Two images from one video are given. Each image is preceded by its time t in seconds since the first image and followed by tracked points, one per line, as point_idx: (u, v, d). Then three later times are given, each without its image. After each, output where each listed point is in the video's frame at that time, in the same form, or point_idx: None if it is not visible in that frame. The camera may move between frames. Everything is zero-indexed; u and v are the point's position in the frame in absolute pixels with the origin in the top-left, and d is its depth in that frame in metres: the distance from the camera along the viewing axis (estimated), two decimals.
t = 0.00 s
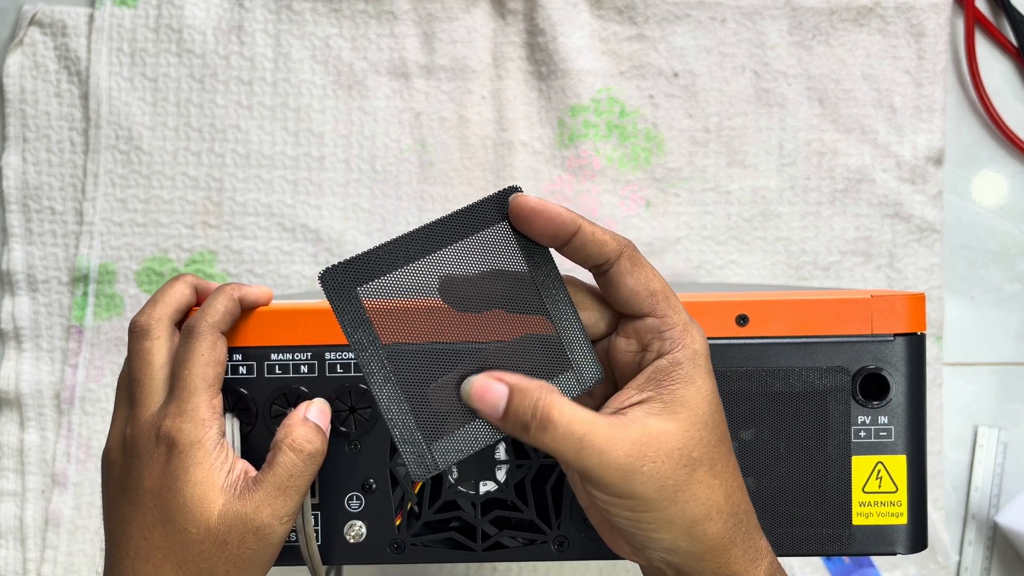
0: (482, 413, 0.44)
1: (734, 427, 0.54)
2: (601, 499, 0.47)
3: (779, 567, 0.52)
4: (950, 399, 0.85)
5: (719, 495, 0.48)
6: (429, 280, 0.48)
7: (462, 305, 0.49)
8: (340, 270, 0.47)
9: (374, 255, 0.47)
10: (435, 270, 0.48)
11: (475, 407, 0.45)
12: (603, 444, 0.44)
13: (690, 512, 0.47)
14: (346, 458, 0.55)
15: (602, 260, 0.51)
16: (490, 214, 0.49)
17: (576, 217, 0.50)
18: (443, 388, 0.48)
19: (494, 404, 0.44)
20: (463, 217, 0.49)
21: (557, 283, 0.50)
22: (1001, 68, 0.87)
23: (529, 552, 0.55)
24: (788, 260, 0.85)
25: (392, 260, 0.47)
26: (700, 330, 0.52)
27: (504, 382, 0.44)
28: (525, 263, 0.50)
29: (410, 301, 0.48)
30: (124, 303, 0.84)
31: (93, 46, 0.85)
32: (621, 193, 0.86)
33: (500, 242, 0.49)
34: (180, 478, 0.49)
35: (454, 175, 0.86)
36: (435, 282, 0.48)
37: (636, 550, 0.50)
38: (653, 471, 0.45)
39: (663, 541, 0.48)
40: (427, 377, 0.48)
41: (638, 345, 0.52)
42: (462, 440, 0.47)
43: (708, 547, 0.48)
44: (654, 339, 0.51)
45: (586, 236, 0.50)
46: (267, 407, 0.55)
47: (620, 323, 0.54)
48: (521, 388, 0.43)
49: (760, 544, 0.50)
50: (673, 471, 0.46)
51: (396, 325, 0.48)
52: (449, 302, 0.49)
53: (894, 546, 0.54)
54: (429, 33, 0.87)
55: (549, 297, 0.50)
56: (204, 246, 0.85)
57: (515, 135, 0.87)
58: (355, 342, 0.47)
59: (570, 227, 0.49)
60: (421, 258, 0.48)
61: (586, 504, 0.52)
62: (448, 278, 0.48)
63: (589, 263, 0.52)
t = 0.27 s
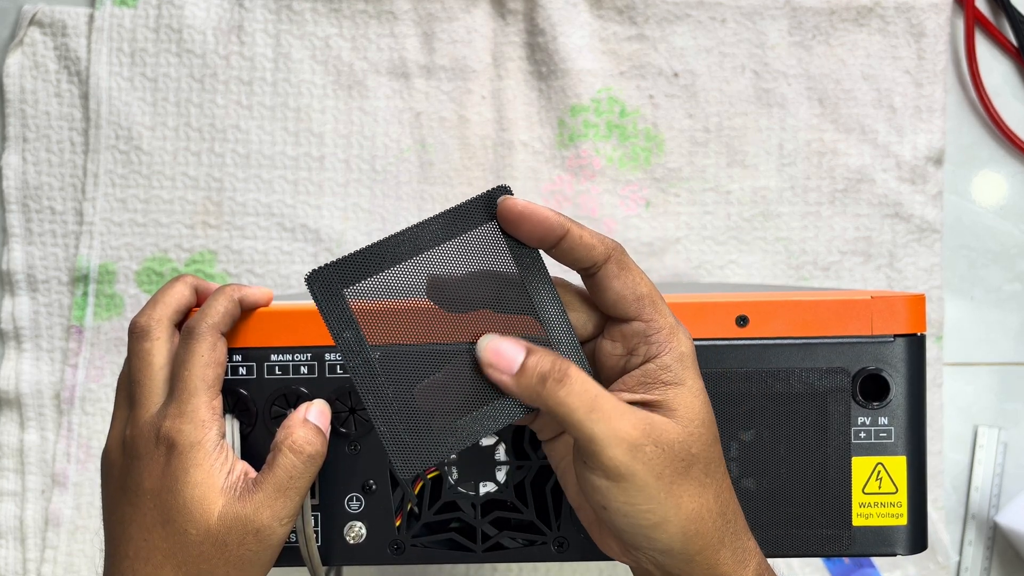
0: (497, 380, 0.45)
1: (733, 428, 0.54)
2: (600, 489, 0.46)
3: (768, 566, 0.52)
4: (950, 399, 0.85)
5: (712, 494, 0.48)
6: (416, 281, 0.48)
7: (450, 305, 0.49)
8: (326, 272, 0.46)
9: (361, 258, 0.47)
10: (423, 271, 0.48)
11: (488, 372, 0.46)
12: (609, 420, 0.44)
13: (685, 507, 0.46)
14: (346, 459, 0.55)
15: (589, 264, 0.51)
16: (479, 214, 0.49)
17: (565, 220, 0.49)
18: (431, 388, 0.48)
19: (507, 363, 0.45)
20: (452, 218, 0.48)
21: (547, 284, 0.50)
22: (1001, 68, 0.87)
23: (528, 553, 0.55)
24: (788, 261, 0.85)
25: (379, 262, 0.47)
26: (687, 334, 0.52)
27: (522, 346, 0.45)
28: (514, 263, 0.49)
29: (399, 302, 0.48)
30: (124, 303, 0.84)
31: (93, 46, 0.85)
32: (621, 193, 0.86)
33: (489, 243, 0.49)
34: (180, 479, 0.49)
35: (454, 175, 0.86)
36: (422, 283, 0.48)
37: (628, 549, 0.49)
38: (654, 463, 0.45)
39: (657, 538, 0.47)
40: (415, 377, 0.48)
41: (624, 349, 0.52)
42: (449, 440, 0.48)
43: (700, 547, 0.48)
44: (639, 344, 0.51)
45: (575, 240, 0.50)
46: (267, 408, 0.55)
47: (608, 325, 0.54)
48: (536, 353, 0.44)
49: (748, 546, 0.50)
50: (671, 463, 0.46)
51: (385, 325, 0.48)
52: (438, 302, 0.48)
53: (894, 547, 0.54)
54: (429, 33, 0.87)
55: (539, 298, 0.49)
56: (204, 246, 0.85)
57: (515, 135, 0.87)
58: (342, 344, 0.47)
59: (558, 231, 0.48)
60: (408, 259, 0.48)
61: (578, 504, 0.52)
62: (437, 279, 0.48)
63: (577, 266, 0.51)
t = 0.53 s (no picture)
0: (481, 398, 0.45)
1: (733, 427, 0.54)
2: (582, 499, 0.47)
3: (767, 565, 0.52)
4: (950, 399, 0.85)
5: (701, 501, 0.48)
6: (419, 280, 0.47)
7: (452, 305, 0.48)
8: (325, 274, 0.46)
9: (360, 258, 0.46)
10: (426, 271, 0.47)
11: (472, 391, 0.46)
12: (588, 438, 0.44)
13: (671, 515, 0.47)
14: (346, 458, 0.55)
15: (598, 271, 0.48)
16: (485, 216, 0.47)
17: (577, 226, 0.47)
18: (431, 385, 0.49)
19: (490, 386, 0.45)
20: (457, 219, 0.47)
21: (553, 287, 0.49)
22: (1001, 68, 0.87)
23: (529, 551, 0.55)
24: (788, 261, 0.85)
25: (380, 262, 0.47)
26: (692, 339, 0.50)
27: (502, 366, 0.45)
28: (519, 264, 0.48)
29: (400, 301, 0.47)
30: (124, 303, 0.84)
31: (93, 46, 0.85)
32: (621, 193, 0.86)
33: (494, 245, 0.47)
34: (180, 478, 0.49)
35: (454, 175, 0.86)
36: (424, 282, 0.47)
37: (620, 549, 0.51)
38: (633, 475, 0.45)
39: (643, 542, 0.48)
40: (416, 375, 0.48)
41: (626, 353, 0.51)
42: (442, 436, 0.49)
43: (689, 550, 0.48)
44: (641, 350, 0.49)
45: (587, 247, 0.47)
46: (267, 407, 0.55)
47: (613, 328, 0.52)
48: (516, 375, 0.44)
49: (746, 548, 0.50)
50: (653, 475, 0.46)
51: (386, 324, 0.48)
52: (440, 300, 0.48)
53: (894, 546, 0.54)
54: (429, 33, 0.87)
55: (544, 300, 0.48)
56: (204, 246, 0.85)
57: (515, 135, 0.87)
58: (344, 343, 0.47)
59: (569, 240, 0.46)
60: (411, 260, 0.47)
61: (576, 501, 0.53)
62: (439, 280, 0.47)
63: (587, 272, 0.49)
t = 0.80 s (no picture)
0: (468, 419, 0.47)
1: (734, 426, 0.54)
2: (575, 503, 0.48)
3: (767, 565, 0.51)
4: (950, 399, 0.85)
5: (695, 503, 0.47)
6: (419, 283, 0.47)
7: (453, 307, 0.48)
8: (328, 276, 0.46)
9: (362, 260, 0.46)
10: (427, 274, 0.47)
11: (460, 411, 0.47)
12: (574, 447, 0.45)
13: (663, 519, 0.47)
14: (346, 458, 0.55)
15: (600, 275, 0.48)
16: (488, 221, 0.46)
17: (579, 231, 0.46)
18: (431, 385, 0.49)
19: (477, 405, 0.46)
20: (460, 223, 0.46)
21: (556, 290, 0.48)
22: (1001, 68, 0.87)
23: (528, 551, 0.55)
24: (788, 260, 0.85)
25: (382, 264, 0.46)
26: (692, 342, 0.50)
27: (486, 384, 0.46)
28: (521, 267, 0.47)
29: (400, 303, 0.47)
30: (124, 303, 0.84)
31: (93, 46, 0.85)
32: (621, 193, 0.86)
33: (497, 249, 0.47)
34: (180, 477, 0.49)
35: (454, 175, 0.86)
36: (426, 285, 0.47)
37: (618, 550, 0.51)
38: (622, 480, 0.46)
39: (636, 544, 0.48)
40: (417, 373, 0.49)
41: (626, 355, 0.51)
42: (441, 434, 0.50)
43: (684, 551, 0.48)
44: (639, 353, 0.49)
45: (589, 253, 0.46)
46: (267, 407, 0.55)
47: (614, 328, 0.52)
48: (500, 392, 0.45)
49: (744, 550, 0.50)
50: (643, 480, 0.46)
51: (387, 325, 0.48)
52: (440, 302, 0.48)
53: (894, 545, 0.54)
54: (429, 33, 0.87)
55: (545, 302, 0.48)
56: (203, 246, 0.85)
57: (515, 135, 0.87)
58: (346, 344, 0.48)
59: (570, 246, 0.45)
60: (412, 262, 0.46)
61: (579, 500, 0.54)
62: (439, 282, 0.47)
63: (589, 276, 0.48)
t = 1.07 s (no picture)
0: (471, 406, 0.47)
1: (733, 427, 0.54)
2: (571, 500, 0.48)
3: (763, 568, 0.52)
4: (950, 399, 0.85)
5: (689, 506, 0.48)
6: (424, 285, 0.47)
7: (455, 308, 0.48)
8: (331, 282, 0.46)
9: (365, 266, 0.46)
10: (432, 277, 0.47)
11: (460, 398, 0.47)
12: (570, 442, 0.45)
13: (656, 519, 0.47)
14: (347, 459, 0.55)
15: (599, 278, 0.47)
16: (490, 225, 0.46)
17: (578, 235, 0.45)
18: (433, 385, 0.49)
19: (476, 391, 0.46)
20: (461, 227, 0.46)
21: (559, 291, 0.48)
22: (1001, 68, 0.87)
23: (528, 551, 0.55)
24: (788, 260, 0.85)
25: (387, 268, 0.46)
26: (689, 346, 0.49)
27: (489, 372, 0.46)
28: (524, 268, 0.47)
29: (405, 305, 0.47)
30: (124, 303, 0.84)
31: (93, 46, 0.85)
32: (621, 193, 0.86)
33: (499, 252, 0.47)
34: (180, 477, 0.49)
35: (454, 175, 0.86)
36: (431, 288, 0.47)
37: (613, 551, 0.51)
38: (616, 479, 0.46)
39: (630, 545, 0.48)
40: (421, 375, 0.49)
41: (622, 356, 0.50)
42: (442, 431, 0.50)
43: (677, 554, 0.48)
44: (635, 355, 0.49)
45: (588, 256, 0.46)
46: (267, 407, 0.55)
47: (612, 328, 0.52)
48: (504, 380, 0.46)
49: (739, 553, 0.50)
50: (638, 479, 0.46)
51: (390, 327, 0.48)
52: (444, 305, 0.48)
53: (894, 546, 0.54)
54: (429, 33, 0.87)
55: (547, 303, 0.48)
56: (203, 246, 0.85)
57: (515, 135, 0.87)
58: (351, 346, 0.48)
59: (570, 249, 0.45)
60: (414, 267, 0.46)
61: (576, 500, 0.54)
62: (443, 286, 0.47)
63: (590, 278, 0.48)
